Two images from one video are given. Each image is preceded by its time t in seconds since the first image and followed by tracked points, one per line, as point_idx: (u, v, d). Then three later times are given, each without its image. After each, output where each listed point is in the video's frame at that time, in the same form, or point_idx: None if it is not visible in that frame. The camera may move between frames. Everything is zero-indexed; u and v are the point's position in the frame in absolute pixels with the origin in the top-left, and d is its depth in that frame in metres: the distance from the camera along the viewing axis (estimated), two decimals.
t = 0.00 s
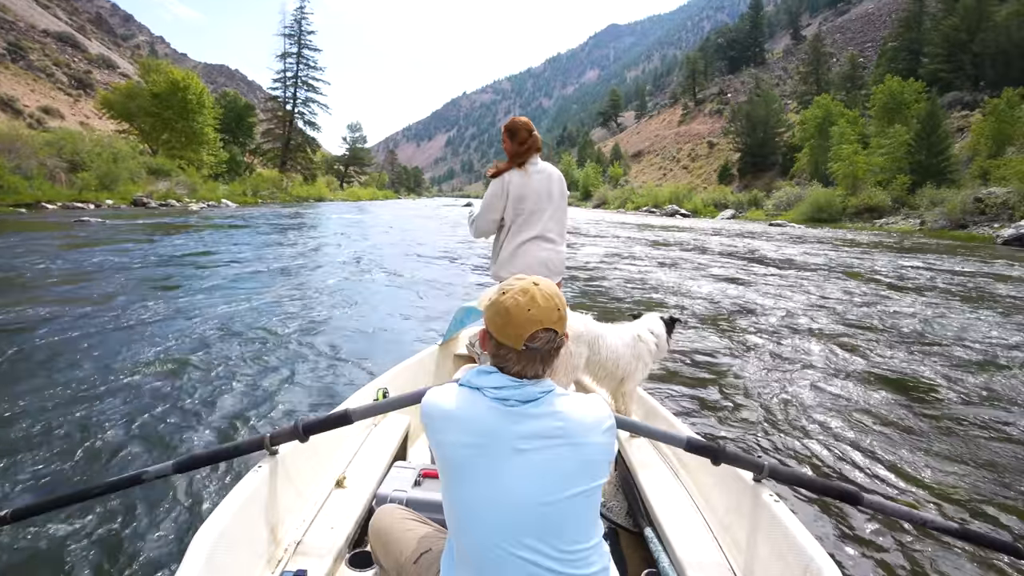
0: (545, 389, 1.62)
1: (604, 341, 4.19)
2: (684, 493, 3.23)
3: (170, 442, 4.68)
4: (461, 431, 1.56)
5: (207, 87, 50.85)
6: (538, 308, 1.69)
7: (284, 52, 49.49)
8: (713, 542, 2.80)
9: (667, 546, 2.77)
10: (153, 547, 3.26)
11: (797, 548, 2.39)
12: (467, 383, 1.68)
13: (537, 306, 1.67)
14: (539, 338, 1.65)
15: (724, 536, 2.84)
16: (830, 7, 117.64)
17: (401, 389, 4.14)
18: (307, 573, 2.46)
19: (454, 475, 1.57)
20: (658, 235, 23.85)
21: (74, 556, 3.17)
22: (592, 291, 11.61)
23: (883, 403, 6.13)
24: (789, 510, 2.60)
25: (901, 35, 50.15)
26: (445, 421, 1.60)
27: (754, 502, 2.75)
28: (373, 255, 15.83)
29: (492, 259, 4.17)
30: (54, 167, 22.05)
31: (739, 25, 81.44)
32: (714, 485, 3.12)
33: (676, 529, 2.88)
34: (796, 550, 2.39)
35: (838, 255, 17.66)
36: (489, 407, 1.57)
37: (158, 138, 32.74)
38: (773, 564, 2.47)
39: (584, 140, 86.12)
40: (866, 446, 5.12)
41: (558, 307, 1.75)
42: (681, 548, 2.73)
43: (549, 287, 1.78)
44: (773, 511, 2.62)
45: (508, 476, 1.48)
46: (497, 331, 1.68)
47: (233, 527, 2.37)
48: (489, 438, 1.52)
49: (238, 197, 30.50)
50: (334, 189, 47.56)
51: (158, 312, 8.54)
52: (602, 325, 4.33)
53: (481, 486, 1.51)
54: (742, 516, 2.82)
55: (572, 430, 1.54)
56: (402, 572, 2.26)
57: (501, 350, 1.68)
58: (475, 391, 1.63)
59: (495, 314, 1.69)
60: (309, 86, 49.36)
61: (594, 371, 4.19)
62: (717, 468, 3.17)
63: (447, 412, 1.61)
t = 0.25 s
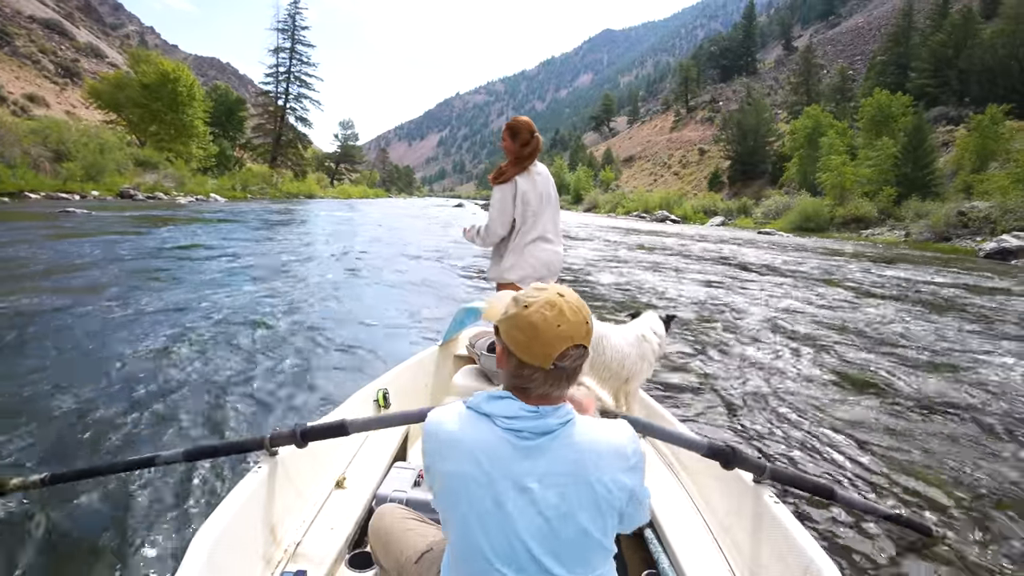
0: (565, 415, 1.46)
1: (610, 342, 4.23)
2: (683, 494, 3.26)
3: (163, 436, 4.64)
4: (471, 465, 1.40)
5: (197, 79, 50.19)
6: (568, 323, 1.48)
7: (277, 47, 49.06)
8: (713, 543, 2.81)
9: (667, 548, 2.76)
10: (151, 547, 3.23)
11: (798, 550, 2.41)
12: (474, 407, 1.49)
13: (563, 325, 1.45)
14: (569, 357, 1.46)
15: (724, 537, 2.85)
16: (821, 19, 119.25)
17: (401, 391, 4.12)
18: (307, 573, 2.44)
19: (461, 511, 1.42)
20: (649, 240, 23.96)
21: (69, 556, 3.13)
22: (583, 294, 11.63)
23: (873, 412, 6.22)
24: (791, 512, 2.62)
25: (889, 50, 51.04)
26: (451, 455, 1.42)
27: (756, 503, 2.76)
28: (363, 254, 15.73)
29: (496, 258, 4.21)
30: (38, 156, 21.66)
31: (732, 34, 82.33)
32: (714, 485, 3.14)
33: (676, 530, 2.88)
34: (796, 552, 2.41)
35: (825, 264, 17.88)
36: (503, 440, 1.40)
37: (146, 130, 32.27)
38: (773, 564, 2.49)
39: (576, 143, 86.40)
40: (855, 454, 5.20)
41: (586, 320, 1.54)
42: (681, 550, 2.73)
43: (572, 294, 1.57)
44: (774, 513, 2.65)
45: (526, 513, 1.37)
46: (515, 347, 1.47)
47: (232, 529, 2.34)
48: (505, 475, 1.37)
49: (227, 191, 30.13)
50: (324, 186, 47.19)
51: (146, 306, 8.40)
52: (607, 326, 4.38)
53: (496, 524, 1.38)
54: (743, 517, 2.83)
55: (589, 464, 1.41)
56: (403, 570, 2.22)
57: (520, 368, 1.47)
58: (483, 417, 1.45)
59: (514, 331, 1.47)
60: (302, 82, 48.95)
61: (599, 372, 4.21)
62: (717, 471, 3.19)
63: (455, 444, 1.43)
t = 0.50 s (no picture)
0: (575, 423, 1.48)
1: (613, 342, 4.25)
2: (684, 496, 3.29)
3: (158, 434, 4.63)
4: (481, 474, 1.40)
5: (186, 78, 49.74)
6: (586, 328, 1.52)
7: (267, 46, 48.71)
8: (713, 544, 2.84)
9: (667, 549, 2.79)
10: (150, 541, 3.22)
11: (797, 550, 2.44)
12: (484, 415, 1.51)
13: (578, 334, 1.48)
14: (587, 364, 1.51)
15: (723, 538, 2.88)
16: (810, 19, 120.16)
17: (401, 393, 4.11)
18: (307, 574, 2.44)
19: (470, 520, 1.41)
20: (642, 239, 24.03)
21: (69, 547, 3.12)
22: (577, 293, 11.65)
23: (867, 407, 6.27)
24: (789, 511, 2.64)
25: (877, 50, 51.46)
26: (460, 464, 1.42)
27: (755, 504, 2.78)
28: (356, 254, 15.67)
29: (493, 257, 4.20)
30: (25, 157, 21.41)
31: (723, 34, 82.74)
32: (713, 486, 3.17)
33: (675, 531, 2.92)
34: (796, 552, 2.44)
35: (817, 263, 18.01)
36: (516, 448, 1.41)
37: (135, 130, 31.95)
38: (773, 565, 2.52)
39: (568, 143, 86.51)
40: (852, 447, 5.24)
41: (601, 328, 1.58)
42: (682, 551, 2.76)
43: (585, 301, 1.60)
44: (774, 513, 2.66)
45: (536, 522, 1.38)
46: (531, 355, 1.50)
47: (231, 529, 2.34)
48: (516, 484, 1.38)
49: (218, 192, 29.90)
50: (316, 186, 46.92)
51: (138, 307, 8.32)
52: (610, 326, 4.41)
53: (503, 531, 1.39)
54: (742, 517, 2.85)
55: (602, 472, 1.42)
56: (405, 569, 2.21)
57: (536, 375, 1.50)
58: (494, 426, 1.47)
59: (533, 340, 1.49)
60: (293, 82, 48.65)
61: (601, 373, 4.24)
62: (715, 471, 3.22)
63: (465, 452, 1.43)
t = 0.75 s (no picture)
0: (574, 418, 1.47)
1: (613, 344, 4.22)
2: (684, 498, 3.27)
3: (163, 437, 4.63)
4: (485, 475, 1.36)
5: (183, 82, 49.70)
6: (582, 324, 1.52)
7: (263, 49, 48.68)
8: (713, 546, 2.83)
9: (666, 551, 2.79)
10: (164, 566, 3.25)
11: (798, 552, 2.41)
12: (483, 417, 1.47)
13: (573, 336, 1.47)
14: (585, 360, 1.51)
15: (724, 539, 2.87)
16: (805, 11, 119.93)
17: (401, 393, 4.10)
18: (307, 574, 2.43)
19: (474, 523, 1.36)
20: (641, 236, 24.03)
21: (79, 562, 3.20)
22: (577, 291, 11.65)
23: (868, 401, 6.26)
24: (789, 512, 2.62)
25: (874, 41, 51.35)
26: (465, 468, 1.37)
27: (755, 504, 2.76)
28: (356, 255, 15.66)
29: (503, 257, 4.19)
30: (23, 164, 21.39)
31: (719, 29, 82.63)
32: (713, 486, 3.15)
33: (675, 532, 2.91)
34: (796, 553, 2.41)
35: (817, 256, 18.00)
36: (517, 446, 1.39)
37: (133, 135, 31.92)
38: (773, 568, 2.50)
39: (566, 140, 86.42)
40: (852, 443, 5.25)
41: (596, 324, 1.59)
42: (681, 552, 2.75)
43: (581, 302, 1.57)
44: (774, 514, 2.63)
45: (544, 519, 1.35)
46: (530, 353, 1.49)
47: (230, 530, 2.34)
48: (522, 482, 1.35)
49: (217, 196, 29.88)
50: (314, 188, 46.91)
51: (140, 313, 8.28)
52: (611, 328, 4.37)
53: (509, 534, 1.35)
54: (741, 518, 2.84)
55: (604, 469, 1.41)
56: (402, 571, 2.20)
57: (533, 372, 1.49)
58: (495, 426, 1.44)
59: (533, 340, 1.47)
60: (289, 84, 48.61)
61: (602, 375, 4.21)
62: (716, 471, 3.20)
63: (467, 454, 1.39)
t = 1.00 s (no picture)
0: (559, 402, 1.51)
1: (613, 343, 4.19)
2: (684, 496, 3.28)
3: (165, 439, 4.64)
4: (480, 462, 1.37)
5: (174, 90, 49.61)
6: (555, 312, 1.65)
7: (255, 54, 48.55)
8: (712, 545, 2.84)
9: (666, 550, 2.80)
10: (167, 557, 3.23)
11: (797, 550, 2.41)
12: (475, 405, 1.49)
13: (550, 326, 1.58)
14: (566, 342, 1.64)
15: (723, 538, 2.87)
16: (795, 1, 119.82)
17: (401, 393, 4.10)
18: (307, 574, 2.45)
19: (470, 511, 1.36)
20: (638, 231, 24.03)
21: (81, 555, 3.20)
22: (574, 288, 11.66)
23: (868, 392, 6.27)
24: (789, 512, 2.62)
25: (866, 30, 51.35)
26: (460, 454, 1.38)
27: (754, 504, 2.76)
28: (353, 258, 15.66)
29: (505, 258, 4.18)
30: (17, 175, 21.32)
31: (711, 22, 82.60)
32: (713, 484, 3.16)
33: (675, 531, 2.91)
34: (796, 552, 2.40)
35: (814, 246, 18.01)
36: (509, 431, 1.41)
37: (126, 143, 31.82)
38: (773, 566, 2.50)
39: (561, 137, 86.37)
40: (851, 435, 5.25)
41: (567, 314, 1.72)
42: (682, 551, 2.76)
43: (553, 293, 1.72)
44: (774, 513, 2.63)
45: (538, 502, 1.35)
46: (514, 342, 1.59)
47: (232, 528, 2.35)
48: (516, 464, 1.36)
49: (212, 202, 29.81)
50: (310, 192, 46.83)
51: (139, 321, 8.28)
52: (609, 326, 4.33)
53: (505, 519, 1.35)
54: (742, 517, 2.84)
55: (593, 451, 1.43)
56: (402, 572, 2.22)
57: (518, 360, 1.58)
58: (486, 413, 1.46)
59: (519, 329, 1.58)
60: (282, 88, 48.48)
61: (601, 374, 4.20)
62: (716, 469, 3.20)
63: (462, 442, 1.40)
